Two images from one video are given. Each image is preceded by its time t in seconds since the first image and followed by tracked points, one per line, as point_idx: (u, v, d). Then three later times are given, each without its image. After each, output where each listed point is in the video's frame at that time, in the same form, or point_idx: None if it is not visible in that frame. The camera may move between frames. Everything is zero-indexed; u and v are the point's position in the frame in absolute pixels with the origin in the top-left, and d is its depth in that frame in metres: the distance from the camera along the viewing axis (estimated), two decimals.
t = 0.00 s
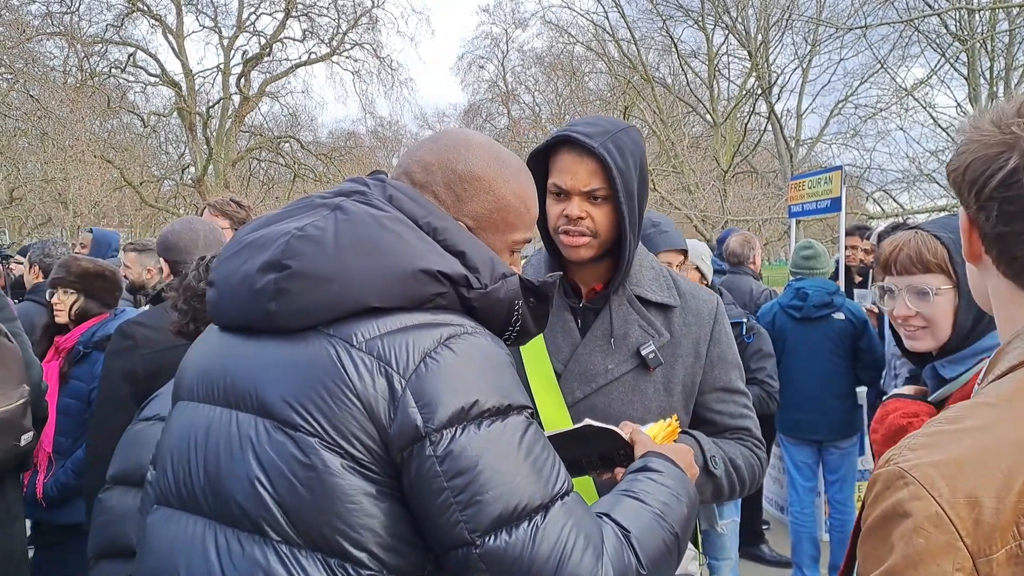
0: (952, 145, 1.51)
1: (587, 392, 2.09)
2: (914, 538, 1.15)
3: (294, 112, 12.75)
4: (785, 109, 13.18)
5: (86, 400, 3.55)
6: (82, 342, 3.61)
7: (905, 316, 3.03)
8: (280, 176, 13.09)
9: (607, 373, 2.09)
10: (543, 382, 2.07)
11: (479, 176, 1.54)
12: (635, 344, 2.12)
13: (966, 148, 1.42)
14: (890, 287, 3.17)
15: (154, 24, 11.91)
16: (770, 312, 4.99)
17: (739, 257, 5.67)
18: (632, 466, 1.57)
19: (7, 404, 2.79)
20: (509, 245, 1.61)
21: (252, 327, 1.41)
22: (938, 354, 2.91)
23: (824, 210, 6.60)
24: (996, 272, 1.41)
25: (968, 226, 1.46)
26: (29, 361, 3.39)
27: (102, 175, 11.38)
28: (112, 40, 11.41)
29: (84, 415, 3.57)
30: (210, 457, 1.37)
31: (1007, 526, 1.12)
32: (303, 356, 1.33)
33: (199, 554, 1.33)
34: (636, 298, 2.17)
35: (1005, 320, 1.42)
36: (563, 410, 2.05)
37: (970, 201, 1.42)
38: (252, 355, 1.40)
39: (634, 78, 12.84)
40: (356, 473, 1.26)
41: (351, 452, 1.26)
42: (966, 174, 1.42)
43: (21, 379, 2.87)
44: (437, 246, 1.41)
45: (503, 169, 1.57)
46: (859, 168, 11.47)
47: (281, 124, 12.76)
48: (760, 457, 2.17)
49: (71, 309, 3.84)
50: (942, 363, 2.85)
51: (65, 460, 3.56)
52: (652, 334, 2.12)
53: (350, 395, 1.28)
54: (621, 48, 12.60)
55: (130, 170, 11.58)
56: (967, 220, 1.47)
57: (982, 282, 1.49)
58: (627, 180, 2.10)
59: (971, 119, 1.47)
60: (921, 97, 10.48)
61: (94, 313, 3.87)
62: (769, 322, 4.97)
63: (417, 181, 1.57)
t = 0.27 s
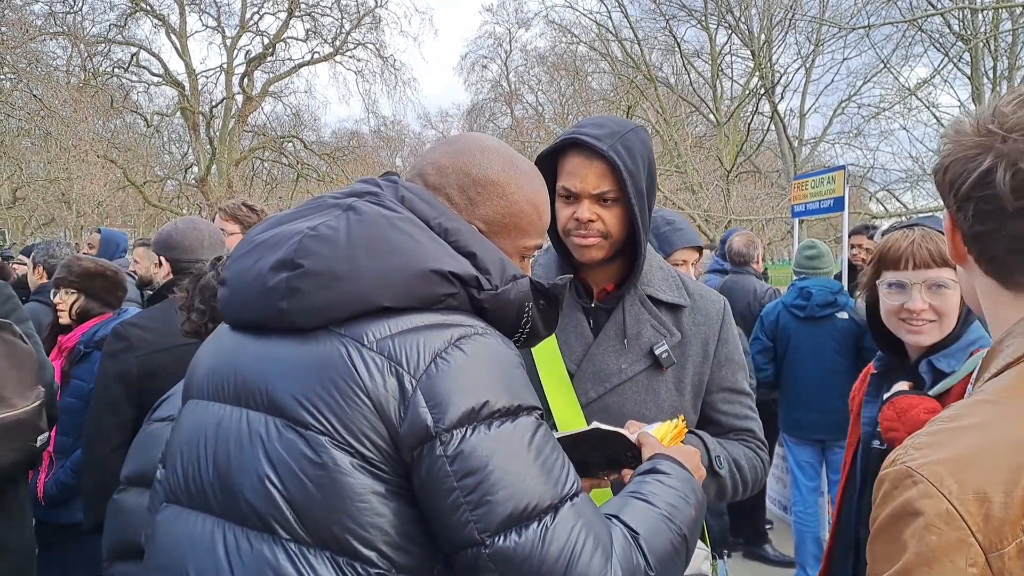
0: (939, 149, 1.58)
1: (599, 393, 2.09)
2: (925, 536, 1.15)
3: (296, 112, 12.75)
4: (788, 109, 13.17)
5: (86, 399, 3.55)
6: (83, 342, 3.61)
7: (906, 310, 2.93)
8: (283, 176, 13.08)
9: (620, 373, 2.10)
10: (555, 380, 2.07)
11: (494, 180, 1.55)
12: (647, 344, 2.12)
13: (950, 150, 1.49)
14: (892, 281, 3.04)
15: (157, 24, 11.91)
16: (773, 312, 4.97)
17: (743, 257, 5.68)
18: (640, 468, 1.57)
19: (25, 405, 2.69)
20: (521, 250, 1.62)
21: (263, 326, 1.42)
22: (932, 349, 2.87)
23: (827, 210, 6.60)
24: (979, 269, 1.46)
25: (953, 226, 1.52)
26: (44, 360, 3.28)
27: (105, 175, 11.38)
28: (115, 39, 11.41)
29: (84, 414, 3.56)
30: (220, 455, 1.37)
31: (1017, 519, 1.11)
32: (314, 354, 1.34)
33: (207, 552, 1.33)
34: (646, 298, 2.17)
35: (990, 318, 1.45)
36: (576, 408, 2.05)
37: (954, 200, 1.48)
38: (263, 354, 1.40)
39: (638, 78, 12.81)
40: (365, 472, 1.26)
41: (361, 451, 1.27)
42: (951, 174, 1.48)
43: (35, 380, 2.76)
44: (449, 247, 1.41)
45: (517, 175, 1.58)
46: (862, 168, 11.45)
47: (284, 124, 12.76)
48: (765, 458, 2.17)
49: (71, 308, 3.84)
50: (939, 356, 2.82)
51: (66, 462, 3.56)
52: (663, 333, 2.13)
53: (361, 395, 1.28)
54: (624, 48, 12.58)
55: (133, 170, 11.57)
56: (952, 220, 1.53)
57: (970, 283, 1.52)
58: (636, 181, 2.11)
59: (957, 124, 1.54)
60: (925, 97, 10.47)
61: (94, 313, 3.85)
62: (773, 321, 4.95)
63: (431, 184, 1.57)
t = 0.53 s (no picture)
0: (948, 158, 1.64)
1: (602, 392, 2.08)
2: (946, 503, 1.26)
3: (298, 112, 12.76)
4: (790, 108, 13.17)
5: (88, 399, 3.56)
6: (84, 342, 3.62)
7: (907, 308, 2.86)
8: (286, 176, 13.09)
9: (623, 371, 2.09)
10: (558, 380, 2.00)
11: (505, 183, 1.55)
12: (650, 342, 2.12)
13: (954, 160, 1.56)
14: (892, 280, 2.94)
15: (159, 24, 11.92)
16: (776, 311, 4.94)
17: (745, 256, 5.68)
18: (646, 468, 1.57)
19: (36, 406, 2.68)
20: (530, 253, 1.62)
21: (273, 325, 1.42)
22: (928, 345, 2.85)
23: (829, 210, 6.60)
24: (985, 270, 1.51)
25: (960, 230, 1.57)
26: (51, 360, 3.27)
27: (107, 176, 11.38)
28: (117, 39, 11.41)
29: (86, 414, 3.57)
30: (230, 453, 1.38)
31: None
32: (324, 354, 1.34)
33: (217, 550, 1.34)
34: (649, 296, 2.18)
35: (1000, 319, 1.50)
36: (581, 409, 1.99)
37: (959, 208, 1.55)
38: (273, 353, 1.41)
39: (640, 77, 12.80)
40: (375, 471, 1.27)
41: (371, 450, 1.27)
42: (955, 183, 1.54)
43: (46, 381, 2.76)
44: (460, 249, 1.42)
45: (530, 179, 1.58)
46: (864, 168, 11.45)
47: (287, 124, 12.78)
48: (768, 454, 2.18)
49: (74, 308, 3.85)
50: (933, 349, 2.85)
51: (68, 462, 3.56)
52: (666, 331, 2.14)
53: (372, 394, 1.29)
54: (626, 48, 12.57)
55: (135, 170, 11.56)
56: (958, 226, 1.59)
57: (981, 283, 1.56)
58: (636, 180, 2.11)
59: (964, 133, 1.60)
60: (927, 96, 10.47)
61: (95, 314, 3.86)
62: (775, 321, 4.92)
63: (440, 187, 1.57)
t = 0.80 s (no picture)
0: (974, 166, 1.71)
1: (597, 386, 2.08)
2: (944, 438, 1.42)
3: (296, 113, 12.76)
4: (788, 109, 13.17)
5: (85, 400, 3.56)
6: (80, 344, 3.62)
7: (913, 306, 2.76)
8: (283, 176, 13.08)
9: (617, 366, 2.09)
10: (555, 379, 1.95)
11: (507, 181, 1.55)
12: (644, 338, 2.12)
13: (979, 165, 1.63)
14: (897, 278, 2.82)
15: (157, 25, 11.91)
16: (773, 311, 4.95)
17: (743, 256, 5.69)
18: (641, 467, 1.56)
19: (38, 406, 2.68)
20: (532, 252, 1.61)
21: (278, 324, 1.42)
22: (929, 344, 2.78)
23: (827, 210, 6.61)
24: (1011, 263, 1.56)
25: (987, 231, 1.63)
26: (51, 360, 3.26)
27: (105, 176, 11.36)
28: (115, 40, 11.41)
29: (84, 415, 3.57)
30: (235, 452, 1.37)
31: (1020, 426, 1.36)
32: (329, 352, 1.34)
33: (221, 548, 1.34)
34: (644, 292, 2.18)
35: None
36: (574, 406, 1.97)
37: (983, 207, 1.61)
38: (278, 352, 1.40)
39: (638, 78, 12.79)
40: (381, 469, 1.26)
41: (376, 449, 1.27)
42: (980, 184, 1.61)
43: (48, 382, 2.75)
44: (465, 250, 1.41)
45: (530, 177, 1.57)
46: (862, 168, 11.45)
47: (284, 125, 12.78)
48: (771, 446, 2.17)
49: (71, 309, 3.84)
50: (935, 347, 2.77)
51: (66, 462, 3.56)
52: (661, 327, 2.14)
53: (377, 393, 1.28)
54: (624, 48, 12.56)
55: (133, 171, 11.55)
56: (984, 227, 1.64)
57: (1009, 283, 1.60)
58: (629, 177, 2.11)
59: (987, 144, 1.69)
60: (925, 97, 10.49)
61: (90, 314, 3.85)
62: (772, 322, 4.93)
63: (441, 187, 1.57)
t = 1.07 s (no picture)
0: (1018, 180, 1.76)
1: (596, 390, 2.08)
2: (968, 423, 1.31)
3: (294, 113, 12.76)
4: (786, 109, 13.17)
5: (84, 401, 3.55)
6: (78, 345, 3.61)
7: (907, 312, 2.50)
8: (281, 176, 13.08)
9: (615, 369, 2.09)
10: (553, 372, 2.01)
11: (485, 161, 1.55)
12: (641, 340, 2.12)
13: None
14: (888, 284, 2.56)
15: (155, 24, 11.90)
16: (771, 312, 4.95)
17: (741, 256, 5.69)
18: (631, 462, 1.57)
19: (38, 405, 2.67)
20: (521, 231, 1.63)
21: (277, 331, 1.41)
22: (931, 350, 2.52)
23: (825, 210, 6.61)
24: None
25: None
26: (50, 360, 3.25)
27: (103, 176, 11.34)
28: (113, 40, 11.40)
29: (82, 416, 3.57)
30: (241, 459, 1.37)
31: None
32: (332, 358, 1.33)
33: (232, 556, 1.33)
34: (639, 295, 2.17)
35: None
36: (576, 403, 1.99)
37: None
38: (279, 358, 1.39)
39: (636, 78, 12.77)
40: (391, 476, 1.26)
41: (386, 455, 1.26)
42: None
43: (47, 381, 2.74)
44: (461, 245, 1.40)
45: (509, 155, 1.58)
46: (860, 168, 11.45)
47: (282, 125, 12.77)
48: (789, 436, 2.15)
49: (69, 309, 3.84)
50: (939, 353, 2.48)
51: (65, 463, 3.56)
52: (657, 330, 2.13)
53: (384, 398, 1.28)
54: (623, 48, 12.55)
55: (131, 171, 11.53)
56: None
57: None
58: (617, 176, 2.11)
59: None
60: (923, 97, 10.49)
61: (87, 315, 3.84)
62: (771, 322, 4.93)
63: (421, 175, 1.55)
